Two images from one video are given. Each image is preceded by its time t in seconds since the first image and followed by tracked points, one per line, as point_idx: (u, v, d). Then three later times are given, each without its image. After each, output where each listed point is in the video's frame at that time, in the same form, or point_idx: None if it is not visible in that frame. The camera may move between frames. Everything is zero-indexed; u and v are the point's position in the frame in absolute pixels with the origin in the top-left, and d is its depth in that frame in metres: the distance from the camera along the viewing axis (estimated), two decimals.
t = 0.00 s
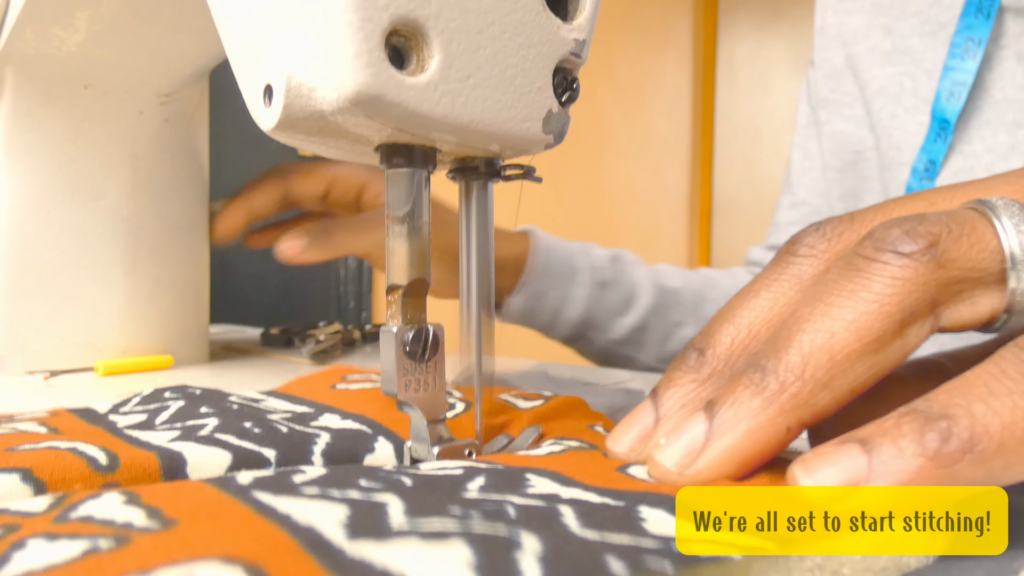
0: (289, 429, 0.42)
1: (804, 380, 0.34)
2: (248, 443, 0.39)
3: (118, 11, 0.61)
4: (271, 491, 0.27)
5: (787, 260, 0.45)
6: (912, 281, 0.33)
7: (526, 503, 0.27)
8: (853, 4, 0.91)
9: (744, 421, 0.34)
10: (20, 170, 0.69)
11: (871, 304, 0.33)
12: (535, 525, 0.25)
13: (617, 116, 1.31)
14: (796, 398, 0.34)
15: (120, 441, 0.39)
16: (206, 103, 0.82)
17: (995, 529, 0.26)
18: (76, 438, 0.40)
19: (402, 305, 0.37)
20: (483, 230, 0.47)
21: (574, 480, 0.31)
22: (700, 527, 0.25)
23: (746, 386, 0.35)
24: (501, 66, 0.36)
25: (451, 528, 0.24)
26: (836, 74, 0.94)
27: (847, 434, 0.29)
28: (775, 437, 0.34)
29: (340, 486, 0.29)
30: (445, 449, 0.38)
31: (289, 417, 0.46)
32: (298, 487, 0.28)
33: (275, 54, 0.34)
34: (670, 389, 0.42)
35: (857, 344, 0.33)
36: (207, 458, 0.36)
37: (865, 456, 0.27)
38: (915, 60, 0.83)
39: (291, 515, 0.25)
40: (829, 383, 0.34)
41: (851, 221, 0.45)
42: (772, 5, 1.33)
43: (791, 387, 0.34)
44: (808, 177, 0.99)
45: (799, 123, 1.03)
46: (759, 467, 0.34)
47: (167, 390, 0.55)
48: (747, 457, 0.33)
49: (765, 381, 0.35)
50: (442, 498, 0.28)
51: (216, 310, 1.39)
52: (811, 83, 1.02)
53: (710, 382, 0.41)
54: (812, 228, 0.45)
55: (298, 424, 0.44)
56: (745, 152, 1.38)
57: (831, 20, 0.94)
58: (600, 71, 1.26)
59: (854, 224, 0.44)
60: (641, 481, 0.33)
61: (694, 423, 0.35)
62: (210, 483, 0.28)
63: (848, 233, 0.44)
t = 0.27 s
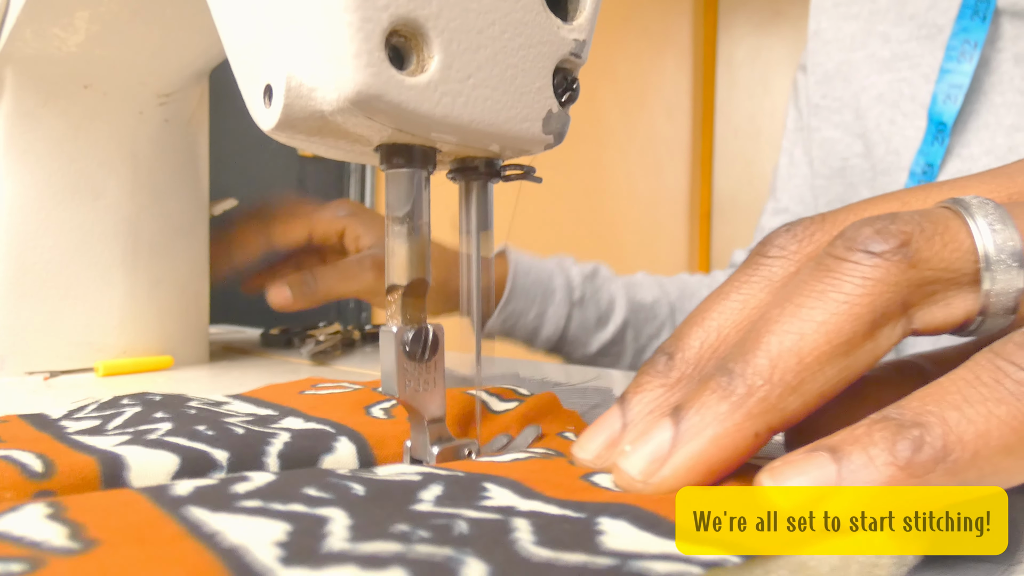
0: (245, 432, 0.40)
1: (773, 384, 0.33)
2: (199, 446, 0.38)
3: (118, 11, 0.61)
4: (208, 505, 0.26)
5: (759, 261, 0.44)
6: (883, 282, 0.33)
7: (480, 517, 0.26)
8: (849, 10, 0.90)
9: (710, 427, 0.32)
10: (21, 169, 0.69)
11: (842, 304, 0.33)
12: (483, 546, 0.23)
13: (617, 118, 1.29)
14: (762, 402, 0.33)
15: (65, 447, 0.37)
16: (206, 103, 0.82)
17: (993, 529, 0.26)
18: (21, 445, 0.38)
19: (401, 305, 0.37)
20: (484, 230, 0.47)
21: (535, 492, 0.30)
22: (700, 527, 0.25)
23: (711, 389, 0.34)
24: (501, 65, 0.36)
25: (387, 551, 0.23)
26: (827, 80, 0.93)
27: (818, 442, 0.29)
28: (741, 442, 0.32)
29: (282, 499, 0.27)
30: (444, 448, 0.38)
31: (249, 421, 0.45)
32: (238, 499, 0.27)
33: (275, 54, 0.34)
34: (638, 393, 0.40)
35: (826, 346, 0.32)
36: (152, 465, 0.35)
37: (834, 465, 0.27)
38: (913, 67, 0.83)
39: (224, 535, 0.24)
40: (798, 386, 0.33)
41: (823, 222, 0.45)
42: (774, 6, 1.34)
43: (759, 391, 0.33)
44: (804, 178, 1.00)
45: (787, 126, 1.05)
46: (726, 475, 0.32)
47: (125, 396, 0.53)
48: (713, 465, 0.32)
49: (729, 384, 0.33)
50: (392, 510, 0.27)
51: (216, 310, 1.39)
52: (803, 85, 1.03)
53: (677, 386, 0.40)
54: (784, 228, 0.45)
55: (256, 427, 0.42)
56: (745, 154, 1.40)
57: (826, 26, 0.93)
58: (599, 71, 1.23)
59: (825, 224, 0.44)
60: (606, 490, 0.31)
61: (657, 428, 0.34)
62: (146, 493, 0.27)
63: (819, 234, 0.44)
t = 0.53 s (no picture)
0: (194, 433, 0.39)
1: (740, 388, 0.32)
2: (143, 448, 0.36)
3: (118, 11, 0.61)
4: (133, 527, 0.25)
5: (728, 261, 0.44)
6: (854, 280, 0.33)
7: (423, 535, 0.25)
8: (845, 10, 0.90)
9: (673, 432, 0.32)
10: (21, 170, 0.69)
11: (811, 304, 0.32)
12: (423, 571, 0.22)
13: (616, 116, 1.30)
14: (726, 406, 0.32)
15: None
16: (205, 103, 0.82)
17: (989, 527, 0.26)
18: None
19: (401, 305, 0.37)
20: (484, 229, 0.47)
21: (489, 502, 0.28)
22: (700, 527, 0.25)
23: (674, 395, 0.33)
24: (501, 66, 0.36)
25: None
26: (825, 79, 0.92)
27: (787, 450, 0.28)
28: (706, 447, 0.31)
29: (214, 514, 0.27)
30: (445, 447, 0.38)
31: (202, 423, 0.43)
32: (166, 518, 0.26)
33: (275, 54, 0.34)
34: (604, 399, 0.40)
35: (794, 347, 0.32)
36: (89, 471, 0.32)
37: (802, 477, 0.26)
38: (909, 65, 0.83)
39: (138, 560, 0.23)
40: (768, 389, 0.32)
41: (795, 220, 0.45)
42: (773, 7, 1.34)
43: (727, 395, 0.32)
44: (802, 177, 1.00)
45: (779, 125, 1.05)
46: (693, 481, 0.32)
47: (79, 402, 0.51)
48: (676, 471, 0.31)
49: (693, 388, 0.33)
50: (332, 526, 0.26)
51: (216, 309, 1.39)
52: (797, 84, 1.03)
53: (645, 391, 0.40)
54: (754, 228, 0.45)
55: (207, 428, 0.41)
56: (747, 153, 1.39)
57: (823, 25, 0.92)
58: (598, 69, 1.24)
59: (797, 223, 0.45)
60: (566, 500, 0.30)
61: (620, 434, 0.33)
62: (68, 511, 0.27)
63: (789, 233, 0.44)
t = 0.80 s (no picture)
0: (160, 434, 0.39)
1: (724, 397, 0.32)
2: (105, 451, 0.35)
3: (118, 11, 0.61)
4: (80, 530, 0.25)
5: (717, 263, 0.44)
6: (849, 289, 0.32)
7: (386, 544, 0.25)
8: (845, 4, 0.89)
9: (653, 439, 0.32)
10: (20, 170, 0.69)
11: (802, 313, 0.32)
12: None
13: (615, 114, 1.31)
14: (710, 414, 0.32)
15: None
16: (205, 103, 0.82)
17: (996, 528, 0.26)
18: None
19: (401, 304, 0.37)
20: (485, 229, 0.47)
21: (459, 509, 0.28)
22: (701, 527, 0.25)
23: (658, 400, 0.33)
24: (501, 65, 0.36)
25: None
26: (826, 74, 0.92)
27: (777, 455, 0.28)
28: (687, 456, 0.31)
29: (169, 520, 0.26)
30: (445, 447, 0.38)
31: (172, 426, 0.43)
32: (118, 522, 0.26)
33: (275, 53, 0.34)
34: (583, 402, 0.40)
35: (783, 358, 0.31)
36: (49, 477, 0.32)
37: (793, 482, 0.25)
38: (905, 58, 0.83)
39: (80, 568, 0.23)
40: (751, 399, 0.32)
41: (787, 225, 0.44)
42: (772, 7, 1.33)
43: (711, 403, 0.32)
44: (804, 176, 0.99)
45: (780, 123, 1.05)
46: (671, 490, 0.32)
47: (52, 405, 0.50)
48: (654, 478, 0.31)
49: (677, 395, 0.33)
50: (291, 536, 0.25)
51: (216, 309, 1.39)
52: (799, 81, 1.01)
53: (626, 395, 0.40)
54: (745, 230, 0.44)
55: (176, 431, 0.41)
56: (747, 152, 1.39)
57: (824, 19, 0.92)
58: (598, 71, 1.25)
59: (788, 228, 0.44)
60: (537, 508, 0.30)
61: (601, 440, 0.33)
62: (15, 514, 0.26)
63: (780, 238, 0.43)
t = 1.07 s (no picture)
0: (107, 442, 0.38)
1: (706, 412, 0.32)
2: (44, 460, 0.35)
3: (118, 10, 0.61)
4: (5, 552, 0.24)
5: (704, 274, 0.43)
6: (843, 311, 0.32)
7: (342, 563, 0.24)
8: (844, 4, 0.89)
9: (630, 450, 0.31)
10: (20, 170, 0.69)
11: (794, 332, 0.32)
12: None
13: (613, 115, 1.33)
14: (690, 429, 0.32)
15: None
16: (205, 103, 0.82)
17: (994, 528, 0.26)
18: None
19: (401, 304, 0.37)
20: (484, 229, 0.47)
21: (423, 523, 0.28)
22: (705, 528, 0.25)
23: (637, 413, 0.33)
24: (502, 65, 0.36)
25: None
26: (824, 74, 0.92)
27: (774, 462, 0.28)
28: (664, 469, 0.31)
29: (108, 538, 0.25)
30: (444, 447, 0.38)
31: (121, 433, 0.42)
32: (48, 543, 0.24)
33: (275, 53, 0.34)
34: (558, 408, 0.39)
35: (773, 376, 0.31)
36: None
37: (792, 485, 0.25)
38: (904, 57, 0.83)
39: None
40: (734, 414, 0.31)
41: (779, 237, 0.44)
42: (772, 7, 1.33)
43: (692, 417, 0.32)
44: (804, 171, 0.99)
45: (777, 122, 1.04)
46: (644, 502, 0.31)
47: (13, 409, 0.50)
48: (628, 491, 0.31)
49: (658, 408, 0.32)
50: (237, 557, 0.24)
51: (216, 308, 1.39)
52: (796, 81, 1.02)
53: (602, 403, 0.39)
54: (736, 240, 0.44)
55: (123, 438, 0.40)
56: (747, 152, 1.38)
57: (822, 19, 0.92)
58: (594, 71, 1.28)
59: (780, 241, 0.44)
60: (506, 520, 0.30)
61: (576, 449, 0.33)
62: None
63: (772, 251, 0.43)
